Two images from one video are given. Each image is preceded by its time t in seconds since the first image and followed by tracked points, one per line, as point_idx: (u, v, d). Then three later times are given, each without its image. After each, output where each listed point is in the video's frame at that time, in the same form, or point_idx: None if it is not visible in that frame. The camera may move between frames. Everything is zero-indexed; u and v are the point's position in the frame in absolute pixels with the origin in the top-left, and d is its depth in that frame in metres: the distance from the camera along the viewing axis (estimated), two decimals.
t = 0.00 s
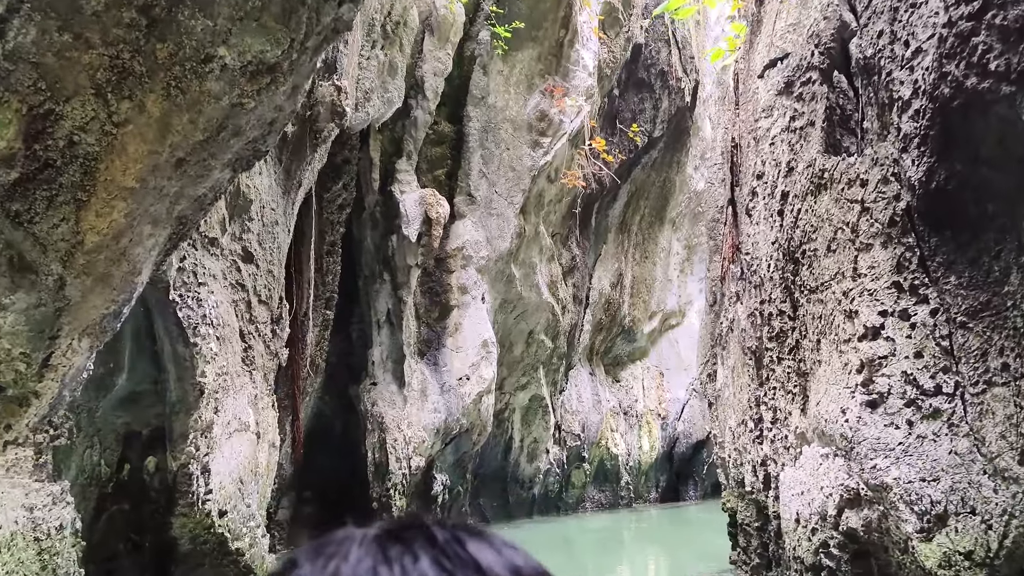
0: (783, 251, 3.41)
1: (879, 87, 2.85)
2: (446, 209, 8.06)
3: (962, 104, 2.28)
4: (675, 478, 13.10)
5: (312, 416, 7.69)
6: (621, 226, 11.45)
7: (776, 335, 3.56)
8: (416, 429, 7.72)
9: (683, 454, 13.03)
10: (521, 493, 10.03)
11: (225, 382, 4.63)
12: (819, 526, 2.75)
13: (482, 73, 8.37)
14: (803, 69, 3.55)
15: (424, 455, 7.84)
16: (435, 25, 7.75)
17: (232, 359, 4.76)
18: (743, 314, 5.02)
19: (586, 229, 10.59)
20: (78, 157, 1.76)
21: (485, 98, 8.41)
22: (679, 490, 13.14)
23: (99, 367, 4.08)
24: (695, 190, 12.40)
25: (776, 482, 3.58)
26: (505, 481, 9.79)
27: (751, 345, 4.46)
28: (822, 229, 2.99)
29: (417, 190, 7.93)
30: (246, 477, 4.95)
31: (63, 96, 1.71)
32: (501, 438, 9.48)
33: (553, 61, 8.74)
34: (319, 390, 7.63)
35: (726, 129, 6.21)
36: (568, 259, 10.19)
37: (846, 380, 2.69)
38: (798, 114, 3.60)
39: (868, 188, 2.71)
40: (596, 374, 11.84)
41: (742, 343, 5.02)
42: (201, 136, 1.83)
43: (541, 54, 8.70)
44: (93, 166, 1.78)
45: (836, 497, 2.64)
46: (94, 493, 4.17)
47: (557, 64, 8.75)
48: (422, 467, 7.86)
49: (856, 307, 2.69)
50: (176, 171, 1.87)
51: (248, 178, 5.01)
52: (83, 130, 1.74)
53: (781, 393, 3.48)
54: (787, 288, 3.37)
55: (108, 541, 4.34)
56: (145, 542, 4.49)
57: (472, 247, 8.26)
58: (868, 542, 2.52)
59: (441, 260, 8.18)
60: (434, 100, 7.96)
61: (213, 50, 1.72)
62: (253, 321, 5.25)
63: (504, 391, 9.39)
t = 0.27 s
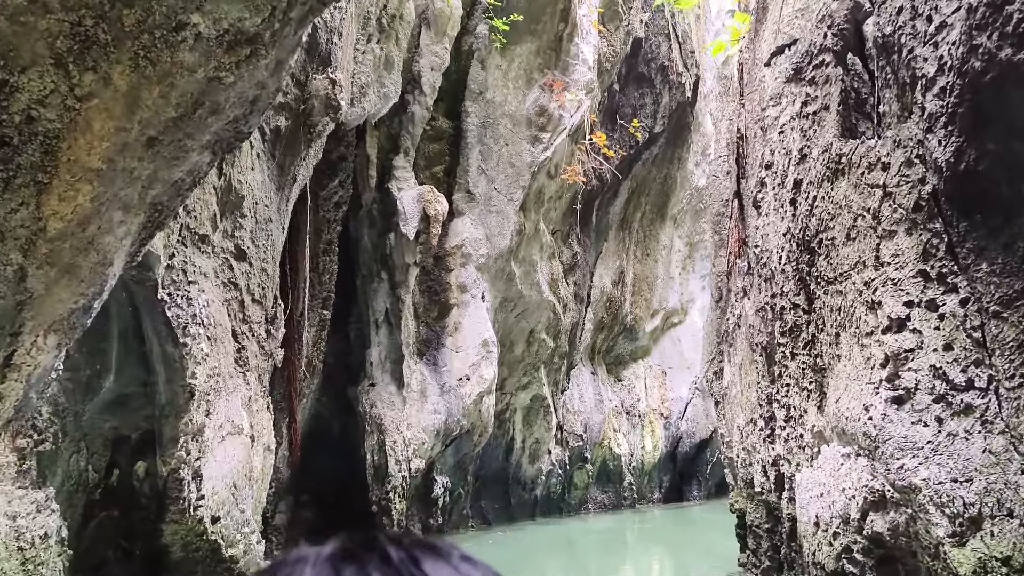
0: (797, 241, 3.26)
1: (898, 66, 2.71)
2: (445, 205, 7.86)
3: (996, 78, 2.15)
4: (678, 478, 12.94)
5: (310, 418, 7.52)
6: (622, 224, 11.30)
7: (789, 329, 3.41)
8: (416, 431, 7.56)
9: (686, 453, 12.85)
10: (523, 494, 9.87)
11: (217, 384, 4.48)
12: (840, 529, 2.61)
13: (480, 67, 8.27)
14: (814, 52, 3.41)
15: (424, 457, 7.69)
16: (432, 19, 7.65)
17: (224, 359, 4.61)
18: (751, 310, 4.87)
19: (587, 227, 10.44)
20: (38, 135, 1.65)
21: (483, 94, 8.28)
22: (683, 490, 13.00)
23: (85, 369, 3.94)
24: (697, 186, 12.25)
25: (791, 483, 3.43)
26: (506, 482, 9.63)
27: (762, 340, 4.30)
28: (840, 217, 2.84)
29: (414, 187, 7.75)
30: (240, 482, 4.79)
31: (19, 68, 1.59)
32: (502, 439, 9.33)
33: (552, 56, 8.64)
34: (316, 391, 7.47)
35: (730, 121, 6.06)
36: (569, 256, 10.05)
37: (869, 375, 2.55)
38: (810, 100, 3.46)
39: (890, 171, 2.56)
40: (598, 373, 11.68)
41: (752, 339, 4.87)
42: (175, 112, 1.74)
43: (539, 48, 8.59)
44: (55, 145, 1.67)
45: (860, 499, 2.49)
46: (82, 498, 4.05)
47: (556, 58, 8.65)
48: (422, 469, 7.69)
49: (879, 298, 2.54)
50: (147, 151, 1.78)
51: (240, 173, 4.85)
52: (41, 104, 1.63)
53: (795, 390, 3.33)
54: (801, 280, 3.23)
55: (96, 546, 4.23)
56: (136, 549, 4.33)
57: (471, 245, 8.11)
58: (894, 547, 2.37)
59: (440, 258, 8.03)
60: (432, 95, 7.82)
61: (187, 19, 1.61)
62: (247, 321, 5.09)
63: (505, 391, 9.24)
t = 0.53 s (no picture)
0: (811, 231, 3.12)
1: (922, 42, 2.56)
2: (444, 202, 7.65)
3: None
4: (681, 479, 12.75)
5: (308, 420, 7.42)
6: (622, 222, 11.15)
7: (802, 324, 3.26)
8: (415, 433, 7.39)
9: (689, 454, 12.67)
10: (524, 497, 9.71)
11: (207, 386, 4.32)
12: (865, 535, 2.46)
13: (478, 63, 8.14)
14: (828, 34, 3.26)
15: (423, 460, 7.51)
16: (429, 13, 7.49)
17: (216, 360, 4.45)
18: (760, 306, 4.72)
19: (587, 225, 10.29)
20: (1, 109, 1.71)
21: (481, 90, 8.14)
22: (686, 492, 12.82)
23: (70, 371, 3.79)
24: (698, 184, 12.10)
25: (806, 486, 3.28)
26: (507, 485, 9.48)
27: (772, 336, 4.15)
28: (860, 203, 2.70)
29: (410, 183, 7.53)
30: (233, 487, 4.63)
31: None
32: (503, 441, 9.18)
33: (552, 50, 8.51)
34: (313, 393, 7.31)
35: (734, 113, 5.91)
36: (569, 255, 9.90)
37: (895, 371, 2.40)
38: (824, 84, 3.31)
39: (915, 152, 2.42)
40: (599, 373, 11.52)
41: (760, 336, 4.72)
42: (143, 82, 1.79)
43: (538, 43, 8.46)
44: (15, 117, 1.73)
45: (885, 503, 2.34)
46: (68, 505, 3.89)
47: (555, 53, 8.52)
48: (421, 472, 7.51)
49: (905, 289, 2.40)
50: (114, 127, 1.82)
51: (232, 168, 4.69)
52: None
53: (810, 387, 3.18)
54: (816, 272, 3.08)
55: (83, 556, 4.06)
56: (125, 558, 4.18)
57: (470, 244, 7.97)
58: (924, 554, 2.22)
59: (438, 258, 7.89)
60: (429, 91, 7.68)
61: None
62: (240, 321, 4.93)
63: (505, 392, 9.09)
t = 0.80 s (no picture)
0: (829, 220, 2.97)
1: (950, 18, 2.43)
2: (442, 199, 7.60)
3: None
4: (683, 480, 12.61)
5: (304, 421, 7.20)
6: (623, 220, 11.00)
7: (817, 318, 3.12)
8: (414, 434, 7.26)
9: (691, 455, 12.49)
10: (524, 499, 9.56)
11: (198, 387, 4.17)
12: (891, 539, 2.31)
13: (477, 57, 7.99)
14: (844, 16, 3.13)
15: (422, 461, 7.37)
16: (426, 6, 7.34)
17: (207, 360, 4.30)
18: (770, 302, 4.57)
19: (588, 222, 10.14)
20: None
21: (480, 85, 8.01)
22: (688, 493, 12.66)
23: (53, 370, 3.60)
24: (699, 181, 11.97)
25: (824, 488, 3.12)
26: (508, 487, 9.32)
27: (783, 332, 4.01)
28: (884, 189, 2.56)
29: (408, 179, 7.49)
30: (225, 490, 4.48)
31: None
32: (503, 442, 9.03)
33: (551, 45, 8.39)
34: (309, 394, 7.13)
35: (739, 105, 5.78)
36: (569, 253, 9.75)
37: (924, 365, 2.25)
38: (838, 67, 3.17)
39: (945, 133, 2.29)
40: (600, 373, 11.36)
41: (770, 333, 4.58)
42: (109, 44, 1.68)
43: (538, 37, 8.33)
44: None
45: (915, 506, 2.19)
46: (53, 510, 3.72)
47: (555, 48, 8.40)
48: (420, 474, 7.37)
49: (935, 279, 2.26)
50: (78, 95, 1.73)
51: (224, 161, 4.55)
52: None
53: (827, 384, 3.03)
54: (834, 262, 2.94)
55: (69, 562, 3.89)
56: (113, 564, 4.00)
57: (469, 241, 7.83)
58: (954, 560, 2.07)
59: (437, 255, 7.75)
60: (427, 86, 7.54)
61: None
62: (233, 320, 4.77)
63: (505, 392, 8.94)
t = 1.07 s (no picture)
0: (850, 207, 2.84)
1: None
2: (442, 194, 7.42)
3: None
4: (686, 480, 12.46)
5: (303, 421, 7.06)
6: (625, 217, 10.85)
7: (835, 310, 2.98)
8: (414, 434, 7.11)
9: (694, 455, 12.35)
10: (526, 500, 9.40)
11: (190, 385, 4.03)
12: (924, 544, 2.15)
13: (477, 50, 7.83)
14: None
15: (422, 462, 7.21)
16: None
17: (199, 358, 4.16)
18: (781, 297, 4.43)
19: (590, 219, 9.99)
20: None
21: (480, 78, 7.86)
22: (691, 493, 12.51)
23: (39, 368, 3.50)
24: (701, 178, 11.83)
25: (846, 488, 2.97)
26: (510, 488, 9.16)
27: (796, 326, 3.88)
28: (913, 170, 2.44)
29: (407, 174, 7.35)
30: (219, 492, 4.33)
31: None
32: (504, 443, 8.89)
33: (552, 38, 8.26)
34: (308, 393, 6.99)
35: (746, 96, 5.62)
36: (571, 250, 9.61)
37: (959, 357, 2.12)
38: (858, 48, 3.05)
39: (981, 109, 2.17)
40: (602, 372, 11.19)
41: (781, 328, 4.44)
42: None
43: (539, 30, 8.18)
44: None
45: (951, 508, 2.04)
46: (39, 513, 3.59)
47: (556, 41, 8.26)
48: (420, 475, 7.21)
49: (971, 265, 2.13)
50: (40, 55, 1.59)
51: (217, 153, 4.41)
52: None
53: (847, 379, 2.90)
54: (857, 251, 2.81)
55: (57, 566, 3.74)
56: (104, 569, 3.84)
57: (469, 238, 7.68)
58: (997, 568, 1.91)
59: (437, 252, 7.60)
60: (426, 79, 7.39)
61: None
62: (227, 316, 4.63)
63: (507, 391, 8.80)
